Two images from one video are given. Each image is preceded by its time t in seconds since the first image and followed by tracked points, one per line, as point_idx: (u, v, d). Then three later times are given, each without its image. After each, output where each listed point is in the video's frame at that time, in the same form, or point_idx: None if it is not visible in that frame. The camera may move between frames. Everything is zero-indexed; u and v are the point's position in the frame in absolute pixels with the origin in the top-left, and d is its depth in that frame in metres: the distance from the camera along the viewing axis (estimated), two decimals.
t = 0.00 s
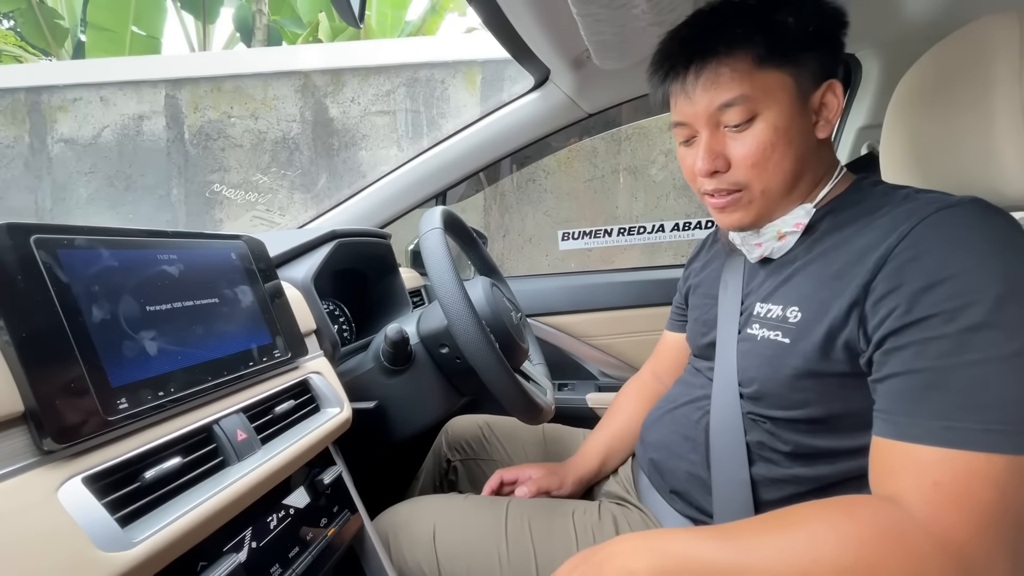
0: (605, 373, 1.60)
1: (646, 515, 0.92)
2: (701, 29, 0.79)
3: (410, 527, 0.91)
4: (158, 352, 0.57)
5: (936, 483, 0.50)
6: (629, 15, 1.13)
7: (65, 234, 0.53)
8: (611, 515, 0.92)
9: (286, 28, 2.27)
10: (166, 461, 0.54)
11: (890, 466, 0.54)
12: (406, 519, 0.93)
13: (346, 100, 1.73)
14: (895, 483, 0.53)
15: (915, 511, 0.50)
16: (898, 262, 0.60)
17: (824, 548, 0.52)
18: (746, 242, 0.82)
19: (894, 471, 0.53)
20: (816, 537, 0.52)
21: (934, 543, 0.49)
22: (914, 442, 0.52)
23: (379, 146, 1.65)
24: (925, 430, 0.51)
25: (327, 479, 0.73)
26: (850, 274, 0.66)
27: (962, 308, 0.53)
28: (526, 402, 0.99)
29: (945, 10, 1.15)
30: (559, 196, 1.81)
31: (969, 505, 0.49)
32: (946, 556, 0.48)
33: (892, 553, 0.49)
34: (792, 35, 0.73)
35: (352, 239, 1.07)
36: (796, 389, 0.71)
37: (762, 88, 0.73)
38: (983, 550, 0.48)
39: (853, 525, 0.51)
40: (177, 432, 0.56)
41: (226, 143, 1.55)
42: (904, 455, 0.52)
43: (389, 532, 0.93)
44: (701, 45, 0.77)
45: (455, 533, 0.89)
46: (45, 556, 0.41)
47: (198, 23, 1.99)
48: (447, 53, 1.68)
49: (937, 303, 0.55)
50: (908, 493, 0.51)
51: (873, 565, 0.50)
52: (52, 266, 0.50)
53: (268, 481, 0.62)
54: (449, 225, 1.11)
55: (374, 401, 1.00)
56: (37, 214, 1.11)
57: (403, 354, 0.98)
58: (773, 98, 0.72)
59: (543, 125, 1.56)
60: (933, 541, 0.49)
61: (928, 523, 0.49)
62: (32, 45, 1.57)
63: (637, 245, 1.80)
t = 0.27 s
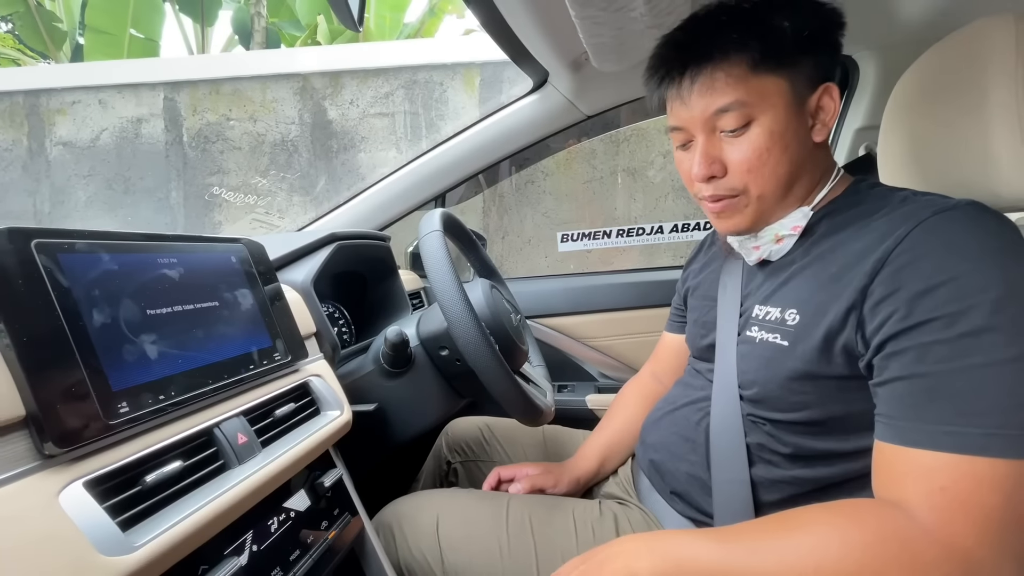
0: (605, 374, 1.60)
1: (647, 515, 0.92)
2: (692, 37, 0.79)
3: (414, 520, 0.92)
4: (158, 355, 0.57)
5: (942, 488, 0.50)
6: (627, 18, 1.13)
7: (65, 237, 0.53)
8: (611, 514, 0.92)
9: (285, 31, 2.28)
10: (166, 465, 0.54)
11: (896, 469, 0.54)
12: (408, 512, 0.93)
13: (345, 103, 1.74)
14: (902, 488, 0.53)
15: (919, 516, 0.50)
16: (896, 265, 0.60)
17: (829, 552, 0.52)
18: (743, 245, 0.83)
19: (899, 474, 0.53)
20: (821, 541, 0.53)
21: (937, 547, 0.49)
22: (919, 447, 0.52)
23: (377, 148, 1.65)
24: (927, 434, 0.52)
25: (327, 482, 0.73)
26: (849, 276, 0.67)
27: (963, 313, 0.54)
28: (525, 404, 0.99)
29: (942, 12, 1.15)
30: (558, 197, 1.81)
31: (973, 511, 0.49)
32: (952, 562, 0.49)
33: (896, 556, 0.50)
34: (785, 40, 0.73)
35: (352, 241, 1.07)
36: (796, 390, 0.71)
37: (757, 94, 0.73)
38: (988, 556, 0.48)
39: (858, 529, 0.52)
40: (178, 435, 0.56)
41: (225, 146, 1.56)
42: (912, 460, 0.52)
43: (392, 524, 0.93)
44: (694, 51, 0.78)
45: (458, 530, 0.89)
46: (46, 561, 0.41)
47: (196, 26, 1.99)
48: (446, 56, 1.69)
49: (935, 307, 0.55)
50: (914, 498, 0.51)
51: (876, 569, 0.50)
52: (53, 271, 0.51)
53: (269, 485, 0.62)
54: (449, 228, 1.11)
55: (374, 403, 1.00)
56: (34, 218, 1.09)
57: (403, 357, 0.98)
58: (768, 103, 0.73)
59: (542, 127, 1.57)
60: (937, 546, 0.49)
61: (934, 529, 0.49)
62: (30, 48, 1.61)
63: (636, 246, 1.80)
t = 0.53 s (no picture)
0: (604, 373, 1.60)
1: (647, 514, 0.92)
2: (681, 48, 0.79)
3: (415, 515, 0.92)
4: (156, 355, 0.57)
5: (943, 486, 0.50)
6: (625, 17, 1.13)
7: (62, 237, 0.53)
8: (612, 512, 0.92)
9: (282, 30, 2.28)
10: (164, 466, 0.54)
11: (898, 468, 0.54)
12: (410, 507, 0.93)
13: (342, 103, 1.74)
14: (903, 486, 0.53)
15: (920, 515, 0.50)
16: (897, 264, 0.60)
17: (831, 552, 0.52)
18: (741, 247, 0.83)
19: (901, 473, 0.53)
20: (822, 540, 0.53)
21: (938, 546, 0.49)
22: (920, 446, 0.52)
23: (376, 148, 1.65)
24: (929, 433, 0.52)
25: (326, 482, 0.73)
26: (850, 274, 0.67)
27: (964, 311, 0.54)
28: (525, 403, 0.98)
29: (940, 11, 1.16)
30: (557, 197, 1.81)
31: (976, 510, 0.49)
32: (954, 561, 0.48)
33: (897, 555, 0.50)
34: (774, 47, 0.72)
35: (350, 241, 1.07)
36: (796, 389, 0.71)
37: (747, 101, 0.72)
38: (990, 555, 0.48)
39: (859, 529, 0.52)
40: (177, 435, 0.56)
41: (222, 146, 1.57)
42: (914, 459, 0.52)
43: (393, 518, 0.94)
44: (683, 60, 0.77)
45: (458, 527, 0.89)
46: (44, 563, 0.41)
47: (193, 26, 1.98)
48: (443, 55, 1.69)
49: (937, 305, 0.55)
50: (915, 497, 0.51)
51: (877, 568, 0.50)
52: (50, 270, 0.50)
53: (268, 485, 0.62)
54: (448, 228, 1.11)
55: (373, 403, 1.00)
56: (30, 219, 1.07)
57: (402, 357, 0.98)
58: (759, 111, 0.72)
59: (540, 126, 1.57)
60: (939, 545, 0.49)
61: (936, 528, 0.49)
62: (26, 48, 1.61)
63: (635, 246, 1.80)
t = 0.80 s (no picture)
0: (601, 371, 1.61)
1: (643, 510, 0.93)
2: (670, 61, 0.78)
3: (414, 509, 0.93)
4: (153, 356, 0.57)
5: (936, 484, 0.51)
6: (622, 16, 1.13)
7: (59, 238, 0.53)
8: (609, 508, 0.92)
9: (279, 27, 2.26)
10: (161, 466, 0.54)
11: (891, 466, 0.54)
12: (409, 500, 0.94)
13: (340, 100, 1.73)
14: (897, 485, 0.53)
15: (912, 512, 0.51)
16: (892, 265, 0.61)
17: (824, 549, 0.52)
18: (737, 251, 0.83)
19: (894, 471, 0.54)
20: (815, 537, 0.53)
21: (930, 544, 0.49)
22: (912, 445, 0.53)
23: (373, 146, 1.66)
24: (921, 431, 0.52)
25: (324, 481, 0.73)
26: (845, 275, 0.67)
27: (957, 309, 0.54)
28: (522, 403, 0.99)
29: (935, 10, 1.16)
30: (554, 195, 1.81)
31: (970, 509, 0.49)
32: (946, 560, 0.49)
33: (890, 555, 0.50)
34: (769, 61, 0.71)
35: (347, 240, 1.07)
36: (791, 388, 0.72)
37: (744, 115, 0.71)
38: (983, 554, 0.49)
39: (851, 527, 0.52)
40: (174, 436, 0.56)
41: (219, 144, 1.55)
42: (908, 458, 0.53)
43: (392, 513, 0.94)
44: (676, 75, 0.76)
45: (456, 522, 0.90)
46: (42, 562, 0.41)
47: (189, 23, 1.98)
48: (440, 53, 1.69)
49: (931, 305, 0.55)
50: (910, 495, 0.52)
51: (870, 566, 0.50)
52: (47, 272, 0.50)
53: (265, 484, 0.62)
54: (445, 227, 1.11)
55: (370, 402, 1.00)
56: (25, 218, 1.07)
57: (399, 356, 0.98)
58: (756, 124, 0.71)
59: (537, 125, 1.57)
60: (932, 542, 0.49)
61: (929, 526, 0.50)
62: (21, 46, 1.58)
63: (632, 244, 1.81)
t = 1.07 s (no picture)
0: (598, 367, 1.61)
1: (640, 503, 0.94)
2: (676, 57, 0.78)
3: (419, 491, 0.95)
4: (148, 352, 0.57)
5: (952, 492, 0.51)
6: (619, 10, 1.13)
7: (52, 234, 0.53)
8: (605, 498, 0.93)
9: (274, 21, 2.26)
10: (157, 462, 0.54)
11: (901, 474, 0.55)
12: (417, 480, 0.98)
13: (335, 95, 1.72)
14: (909, 493, 0.54)
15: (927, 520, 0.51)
16: (896, 272, 0.61)
17: (827, 553, 0.53)
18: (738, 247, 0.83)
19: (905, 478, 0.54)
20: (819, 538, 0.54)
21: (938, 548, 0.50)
22: (921, 453, 0.53)
23: (370, 141, 1.65)
24: (929, 438, 0.53)
25: (321, 476, 0.73)
26: (845, 274, 0.67)
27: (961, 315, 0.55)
28: (520, 398, 0.99)
29: (933, 5, 1.16)
30: (552, 191, 1.82)
31: (982, 518, 0.50)
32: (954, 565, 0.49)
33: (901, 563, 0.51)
34: (780, 53, 0.71)
35: (343, 236, 1.07)
36: (788, 384, 0.72)
37: (754, 112, 0.71)
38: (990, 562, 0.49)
39: (861, 535, 0.53)
40: (170, 432, 0.56)
41: (214, 138, 1.55)
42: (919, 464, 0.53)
43: (398, 493, 0.97)
44: (684, 71, 0.75)
45: (460, 502, 0.92)
46: (37, 559, 0.41)
47: (183, 15, 1.92)
48: (436, 48, 1.68)
49: (937, 315, 0.56)
50: (927, 504, 0.52)
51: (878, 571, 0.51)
52: (41, 268, 0.50)
53: (262, 480, 0.62)
54: (442, 222, 1.11)
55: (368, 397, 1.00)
56: (19, 213, 1.12)
57: (396, 352, 0.97)
58: (766, 121, 0.71)
59: (534, 120, 1.56)
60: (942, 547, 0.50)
61: (946, 534, 0.50)
62: (12, 39, 1.54)
63: (629, 239, 1.81)
